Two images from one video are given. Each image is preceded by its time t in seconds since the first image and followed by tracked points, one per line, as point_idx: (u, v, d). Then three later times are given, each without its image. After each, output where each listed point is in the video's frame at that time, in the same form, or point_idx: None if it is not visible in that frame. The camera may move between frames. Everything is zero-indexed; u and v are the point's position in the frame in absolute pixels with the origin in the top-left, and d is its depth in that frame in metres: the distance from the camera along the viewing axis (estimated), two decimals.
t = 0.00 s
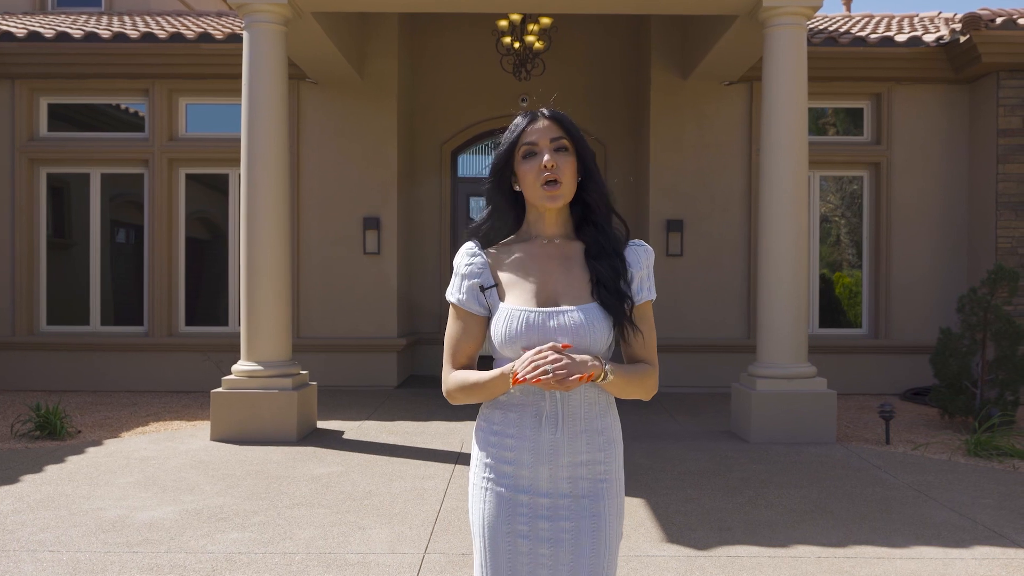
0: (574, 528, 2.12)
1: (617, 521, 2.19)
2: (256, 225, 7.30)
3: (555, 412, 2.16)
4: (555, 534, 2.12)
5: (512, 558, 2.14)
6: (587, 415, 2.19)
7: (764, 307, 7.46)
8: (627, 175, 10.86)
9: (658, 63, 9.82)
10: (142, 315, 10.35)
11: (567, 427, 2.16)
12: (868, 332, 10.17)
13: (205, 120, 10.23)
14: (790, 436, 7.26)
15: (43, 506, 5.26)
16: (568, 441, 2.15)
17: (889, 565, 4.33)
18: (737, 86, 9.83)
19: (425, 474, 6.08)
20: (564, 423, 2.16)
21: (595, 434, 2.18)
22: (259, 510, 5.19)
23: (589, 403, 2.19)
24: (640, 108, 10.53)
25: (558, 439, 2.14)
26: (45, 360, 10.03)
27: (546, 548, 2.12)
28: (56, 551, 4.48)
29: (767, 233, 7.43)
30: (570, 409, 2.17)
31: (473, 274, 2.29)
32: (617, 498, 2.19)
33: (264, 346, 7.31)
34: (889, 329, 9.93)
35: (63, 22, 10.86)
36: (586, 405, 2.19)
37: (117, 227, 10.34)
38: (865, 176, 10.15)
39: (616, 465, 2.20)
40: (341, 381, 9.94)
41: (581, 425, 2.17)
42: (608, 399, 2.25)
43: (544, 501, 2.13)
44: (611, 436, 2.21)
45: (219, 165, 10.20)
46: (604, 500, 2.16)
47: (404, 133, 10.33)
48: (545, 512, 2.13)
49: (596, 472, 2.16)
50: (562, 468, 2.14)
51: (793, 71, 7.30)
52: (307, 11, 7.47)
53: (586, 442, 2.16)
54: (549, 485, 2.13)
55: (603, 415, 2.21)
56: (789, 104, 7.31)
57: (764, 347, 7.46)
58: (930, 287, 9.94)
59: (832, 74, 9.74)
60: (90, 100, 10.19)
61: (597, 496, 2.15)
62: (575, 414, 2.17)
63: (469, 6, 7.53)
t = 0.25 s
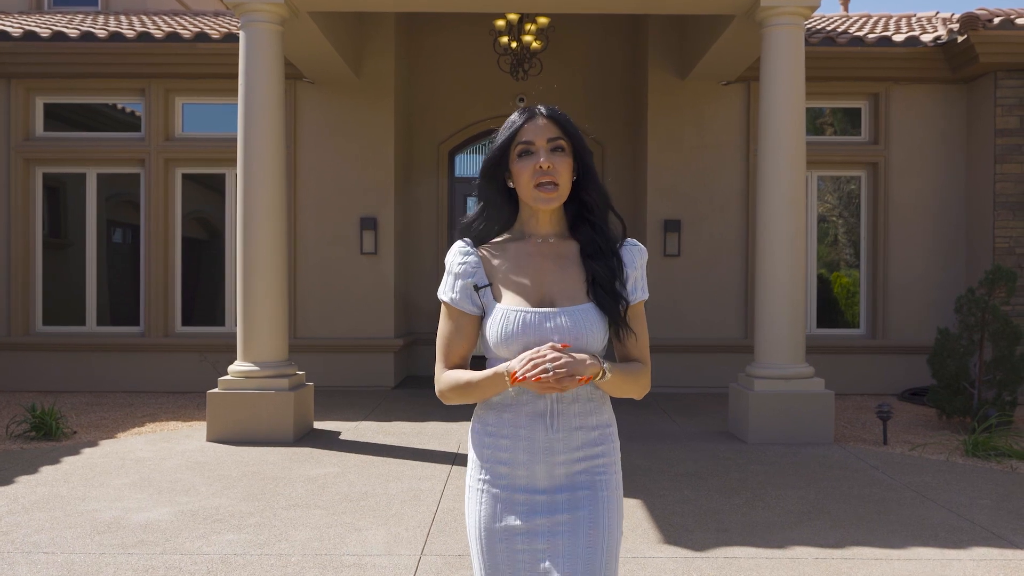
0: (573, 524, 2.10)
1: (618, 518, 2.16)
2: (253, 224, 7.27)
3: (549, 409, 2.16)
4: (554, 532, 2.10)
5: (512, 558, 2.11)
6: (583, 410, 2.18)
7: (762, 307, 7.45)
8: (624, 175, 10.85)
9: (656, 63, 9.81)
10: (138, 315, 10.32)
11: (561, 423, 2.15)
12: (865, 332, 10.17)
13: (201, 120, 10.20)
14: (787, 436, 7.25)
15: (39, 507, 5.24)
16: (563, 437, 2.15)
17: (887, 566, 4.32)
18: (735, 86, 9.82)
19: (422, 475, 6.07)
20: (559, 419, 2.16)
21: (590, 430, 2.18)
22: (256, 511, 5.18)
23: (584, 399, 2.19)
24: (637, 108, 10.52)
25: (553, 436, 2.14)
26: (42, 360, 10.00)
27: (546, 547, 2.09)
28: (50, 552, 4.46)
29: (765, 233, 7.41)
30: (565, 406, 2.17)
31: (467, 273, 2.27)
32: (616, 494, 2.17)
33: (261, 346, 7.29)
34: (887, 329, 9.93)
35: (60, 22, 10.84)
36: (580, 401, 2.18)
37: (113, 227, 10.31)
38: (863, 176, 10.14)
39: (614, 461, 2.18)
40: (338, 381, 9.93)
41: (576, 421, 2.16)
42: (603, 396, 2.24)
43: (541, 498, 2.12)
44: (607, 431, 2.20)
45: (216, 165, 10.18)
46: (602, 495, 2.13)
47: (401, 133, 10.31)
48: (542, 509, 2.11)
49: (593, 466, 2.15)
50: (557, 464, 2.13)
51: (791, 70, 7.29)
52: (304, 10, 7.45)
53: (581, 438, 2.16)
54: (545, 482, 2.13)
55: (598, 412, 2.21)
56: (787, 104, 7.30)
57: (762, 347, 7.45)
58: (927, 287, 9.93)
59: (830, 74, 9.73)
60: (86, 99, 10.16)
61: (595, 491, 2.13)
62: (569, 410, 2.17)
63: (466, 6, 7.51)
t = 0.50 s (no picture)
0: (566, 526, 2.08)
1: (613, 520, 2.14)
2: (249, 224, 7.26)
3: (543, 409, 2.15)
4: (547, 533, 2.08)
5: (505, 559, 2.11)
6: (577, 411, 2.17)
7: (758, 307, 7.45)
8: (621, 175, 10.85)
9: (653, 63, 9.81)
10: (135, 315, 10.30)
11: (555, 424, 2.14)
12: (862, 332, 10.17)
13: (197, 120, 10.19)
14: (784, 436, 7.25)
15: (34, 507, 5.23)
16: (557, 438, 2.14)
17: (884, 566, 4.32)
18: (732, 86, 9.82)
19: (418, 475, 6.06)
20: (552, 420, 2.15)
21: (585, 431, 2.16)
22: (251, 512, 5.16)
23: (578, 400, 2.18)
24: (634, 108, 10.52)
25: (546, 437, 2.13)
26: (38, 360, 9.98)
27: (539, 548, 2.08)
28: (45, 553, 4.45)
29: (761, 233, 7.41)
30: (559, 407, 2.16)
31: (457, 277, 2.27)
32: (611, 495, 2.15)
33: (257, 346, 7.28)
34: (884, 330, 9.94)
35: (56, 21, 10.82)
36: (575, 402, 2.17)
37: (110, 227, 10.29)
38: (860, 176, 10.15)
39: (608, 462, 2.17)
40: (335, 381, 9.92)
41: (570, 422, 2.15)
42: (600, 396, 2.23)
43: (534, 500, 2.11)
44: (603, 433, 2.19)
45: (212, 165, 10.16)
46: (596, 497, 2.12)
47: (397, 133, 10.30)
48: (535, 511, 2.10)
49: (587, 468, 2.14)
50: (551, 465, 2.12)
51: (788, 70, 7.29)
52: (300, 10, 7.43)
53: (575, 439, 2.15)
54: (538, 483, 2.12)
55: (593, 413, 2.19)
56: (784, 104, 7.29)
57: (759, 347, 7.45)
58: (924, 287, 9.94)
59: (827, 74, 9.73)
60: (83, 99, 10.14)
61: (589, 493, 2.12)
62: (563, 411, 2.16)
63: (462, 5, 7.51)
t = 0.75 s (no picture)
0: (550, 533, 2.07)
1: (597, 528, 2.13)
2: (247, 225, 7.26)
3: (533, 412, 2.12)
4: (530, 540, 2.07)
5: (488, 564, 2.10)
6: (567, 416, 2.13)
7: (756, 307, 7.45)
8: (619, 175, 10.86)
9: (650, 63, 9.82)
10: (132, 315, 10.29)
11: (544, 428, 2.11)
12: (860, 332, 10.18)
13: (195, 120, 10.18)
14: (781, 436, 7.25)
15: (31, 507, 5.23)
16: (545, 443, 2.10)
17: (880, 565, 4.32)
18: (729, 86, 9.82)
19: (416, 475, 6.06)
20: (542, 424, 2.11)
21: (574, 436, 2.13)
22: (249, 511, 5.17)
23: (568, 403, 2.14)
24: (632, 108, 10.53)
25: (534, 440, 2.10)
26: (36, 360, 9.98)
27: (522, 555, 2.07)
28: (42, 552, 4.45)
29: (759, 233, 7.42)
30: (549, 409, 2.13)
31: (450, 275, 2.27)
32: (597, 503, 2.13)
33: (255, 346, 7.28)
34: (881, 330, 9.95)
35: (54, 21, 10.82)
36: (565, 406, 2.14)
37: (107, 227, 10.28)
38: (858, 176, 10.15)
39: (596, 468, 2.14)
40: (333, 381, 9.92)
41: (559, 427, 2.12)
42: (591, 400, 2.20)
43: (519, 505, 2.09)
44: (592, 438, 2.16)
45: (210, 165, 10.16)
46: (582, 504, 2.10)
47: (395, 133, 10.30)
48: (520, 516, 2.08)
49: (574, 474, 2.11)
50: (538, 470, 2.09)
51: (786, 70, 7.29)
52: (298, 10, 7.43)
53: (563, 444, 2.11)
54: (524, 488, 2.09)
55: (584, 417, 2.16)
56: (782, 105, 7.30)
57: (756, 347, 7.46)
58: (921, 287, 9.95)
59: (825, 74, 9.74)
60: (80, 99, 10.14)
61: (574, 500, 2.10)
62: (553, 415, 2.12)
63: (460, 5, 7.50)
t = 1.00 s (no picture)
0: (538, 535, 2.05)
1: (585, 529, 2.12)
2: (246, 224, 7.26)
3: (519, 412, 2.09)
4: (519, 542, 2.05)
5: (478, 567, 2.08)
6: (553, 416, 2.11)
7: (756, 306, 7.45)
8: (619, 175, 10.86)
9: (650, 63, 9.82)
10: (133, 315, 10.29)
11: (531, 430, 2.09)
12: (859, 332, 10.18)
13: (195, 120, 10.19)
14: (781, 436, 7.25)
15: (31, 506, 5.23)
16: (532, 445, 2.08)
17: (880, 565, 4.32)
18: (729, 86, 9.82)
19: (416, 474, 6.06)
20: (529, 424, 2.09)
21: (561, 436, 2.11)
22: (249, 511, 5.16)
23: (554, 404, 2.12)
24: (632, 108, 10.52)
25: (521, 442, 2.07)
26: (36, 360, 9.98)
27: (511, 558, 2.06)
28: (42, 552, 4.45)
29: (759, 233, 7.42)
30: (535, 410, 2.10)
31: (439, 270, 2.25)
32: (585, 503, 2.12)
33: (255, 346, 7.28)
34: (881, 330, 9.94)
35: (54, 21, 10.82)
36: (552, 405, 2.12)
37: (108, 227, 10.28)
38: (858, 176, 10.15)
39: (584, 469, 2.12)
40: (333, 381, 9.92)
41: (545, 427, 2.10)
42: (579, 399, 2.19)
43: (507, 507, 2.06)
44: (579, 438, 2.14)
45: (210, 165, 10.16)
46: (570, 506, 2.08)
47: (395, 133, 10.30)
48: (508, 519, 2.06)
49: (562, 475, 2.09)
50: (525, 472, 2.07)
51: (785, 70, 7.29)
52: (297, 9, 7.43)
53: (550, 445, 2.09)
54: (512, 490, 2.07)
55: (571, 416, 2.14)
56: (782, 104, 7.30)
57: (756, 346, 7.46)
58: (921, 287, 9.95)
59: (824, 74, 9.74)
60: (80, 99, 10.14)
61: (562, 501, 2.08)
62: (539, 416, 2.10)
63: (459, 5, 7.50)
